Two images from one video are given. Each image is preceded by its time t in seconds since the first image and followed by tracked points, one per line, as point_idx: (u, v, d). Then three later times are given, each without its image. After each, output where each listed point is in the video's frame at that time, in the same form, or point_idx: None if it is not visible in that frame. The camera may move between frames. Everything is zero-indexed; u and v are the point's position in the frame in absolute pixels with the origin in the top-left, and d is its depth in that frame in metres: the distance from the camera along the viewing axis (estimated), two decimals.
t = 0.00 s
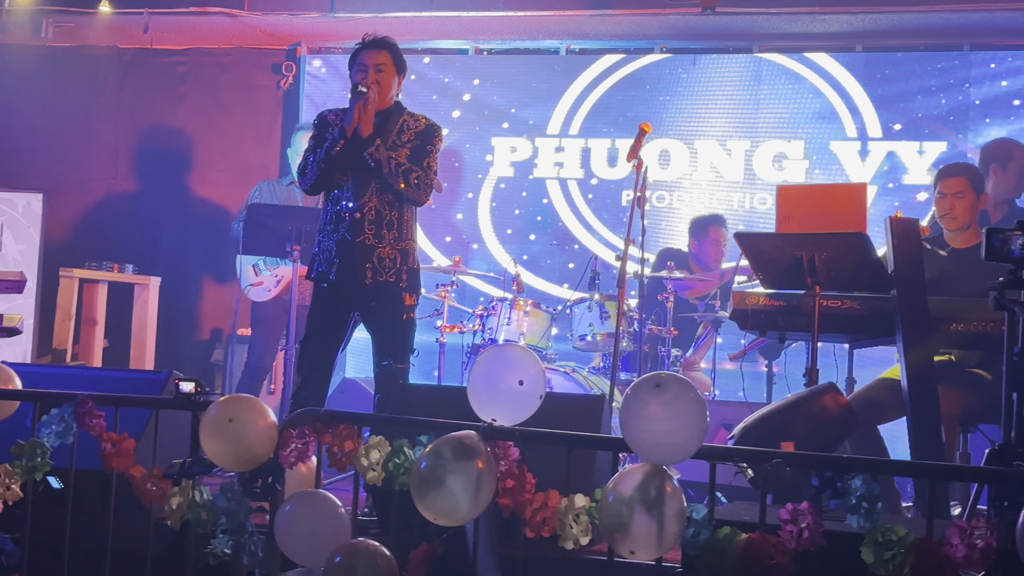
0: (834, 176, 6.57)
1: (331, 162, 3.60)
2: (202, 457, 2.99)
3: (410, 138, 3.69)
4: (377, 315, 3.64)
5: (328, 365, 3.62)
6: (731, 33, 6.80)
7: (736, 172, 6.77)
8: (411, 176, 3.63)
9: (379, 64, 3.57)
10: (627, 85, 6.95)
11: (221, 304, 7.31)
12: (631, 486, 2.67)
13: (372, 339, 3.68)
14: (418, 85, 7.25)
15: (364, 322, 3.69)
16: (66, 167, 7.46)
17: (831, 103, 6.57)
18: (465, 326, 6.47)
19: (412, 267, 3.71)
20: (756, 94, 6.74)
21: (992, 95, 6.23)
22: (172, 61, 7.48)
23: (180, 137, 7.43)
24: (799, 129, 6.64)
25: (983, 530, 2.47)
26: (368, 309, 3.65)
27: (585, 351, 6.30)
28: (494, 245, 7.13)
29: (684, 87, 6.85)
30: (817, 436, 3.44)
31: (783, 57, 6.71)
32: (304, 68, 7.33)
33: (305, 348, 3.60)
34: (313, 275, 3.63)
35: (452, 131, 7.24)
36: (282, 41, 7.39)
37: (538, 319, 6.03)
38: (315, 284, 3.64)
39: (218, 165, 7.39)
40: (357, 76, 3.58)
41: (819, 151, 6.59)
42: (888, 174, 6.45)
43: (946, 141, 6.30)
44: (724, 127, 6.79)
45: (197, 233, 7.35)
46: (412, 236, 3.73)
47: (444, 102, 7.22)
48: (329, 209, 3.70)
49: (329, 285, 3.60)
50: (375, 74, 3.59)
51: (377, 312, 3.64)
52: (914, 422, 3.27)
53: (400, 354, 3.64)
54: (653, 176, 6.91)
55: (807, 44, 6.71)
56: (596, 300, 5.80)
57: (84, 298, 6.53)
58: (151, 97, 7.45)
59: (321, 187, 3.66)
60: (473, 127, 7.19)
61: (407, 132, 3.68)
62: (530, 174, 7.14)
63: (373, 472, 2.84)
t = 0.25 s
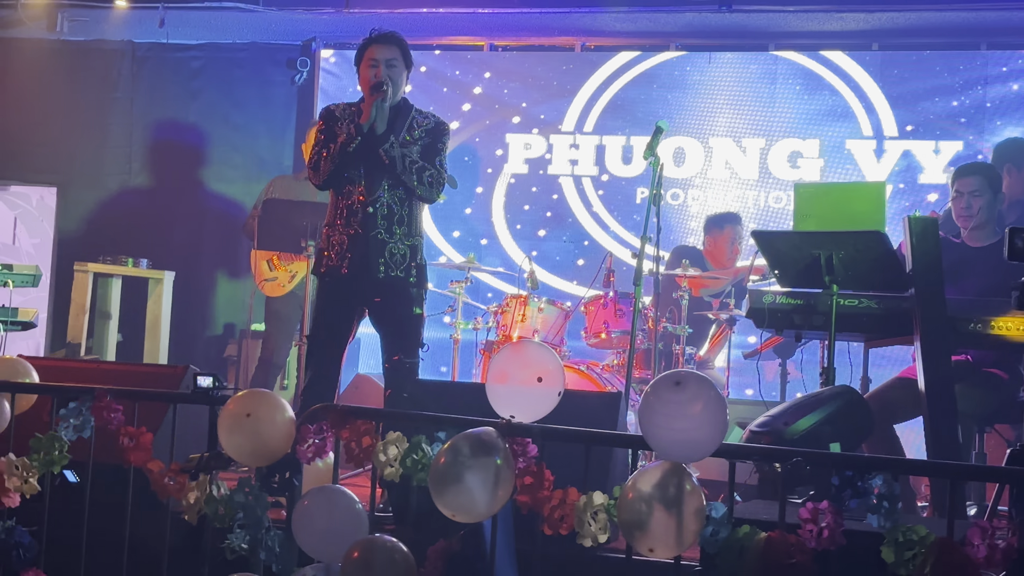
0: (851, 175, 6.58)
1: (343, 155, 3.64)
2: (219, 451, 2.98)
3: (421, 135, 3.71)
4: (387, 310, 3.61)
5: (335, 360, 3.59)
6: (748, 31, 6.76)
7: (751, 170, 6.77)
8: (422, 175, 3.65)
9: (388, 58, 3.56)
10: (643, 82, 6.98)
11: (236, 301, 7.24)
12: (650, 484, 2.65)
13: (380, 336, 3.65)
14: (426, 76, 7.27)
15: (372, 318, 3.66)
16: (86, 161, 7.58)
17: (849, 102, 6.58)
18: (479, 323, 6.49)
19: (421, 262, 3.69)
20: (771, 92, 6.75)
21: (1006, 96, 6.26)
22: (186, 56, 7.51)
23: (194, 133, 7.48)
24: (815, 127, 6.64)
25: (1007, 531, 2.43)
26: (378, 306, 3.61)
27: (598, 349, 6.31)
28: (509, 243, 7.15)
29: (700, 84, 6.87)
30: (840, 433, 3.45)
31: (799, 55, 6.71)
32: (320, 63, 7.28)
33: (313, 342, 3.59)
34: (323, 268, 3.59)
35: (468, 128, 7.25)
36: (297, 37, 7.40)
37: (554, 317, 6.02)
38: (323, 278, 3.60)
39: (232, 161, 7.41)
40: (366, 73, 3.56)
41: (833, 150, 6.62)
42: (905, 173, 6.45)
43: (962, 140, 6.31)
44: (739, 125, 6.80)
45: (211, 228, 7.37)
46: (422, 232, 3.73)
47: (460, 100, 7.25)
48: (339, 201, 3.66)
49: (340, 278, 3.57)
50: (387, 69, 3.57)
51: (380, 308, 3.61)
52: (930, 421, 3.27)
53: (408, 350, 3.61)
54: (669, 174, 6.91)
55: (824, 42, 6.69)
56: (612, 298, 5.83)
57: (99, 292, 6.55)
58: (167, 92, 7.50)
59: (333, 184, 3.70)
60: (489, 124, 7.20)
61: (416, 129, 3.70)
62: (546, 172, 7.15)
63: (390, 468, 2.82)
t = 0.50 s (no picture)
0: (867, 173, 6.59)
1: (348, 153, 3.57)
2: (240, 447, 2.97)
3: (427, 132, 3.70)
4: (393, 307, 3.59)
5: (342, 359, 3.56)
6: (764, 29, 6.84)
7: (767, 169, 6.78)
8: (427, 171, 3.64)
9: (392, 57, 3.54)
10: (660, 81, 7.02)
11: (251, 295, 7.36)
12: (671, 482, 2.64)
13: (387, 334, 3.64)
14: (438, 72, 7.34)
15: (380, 317, 3.63)
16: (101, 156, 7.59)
17: (868, 102, 6.62)
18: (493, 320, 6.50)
19: (426, 259, 3.68)
20: (786, 90, 6.80)
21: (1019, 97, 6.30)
22: (202, 52, 7.57)
23: (210, 128, 7.51)
24: (832, 125, 6.65)
25: None
26: (387, 304, 3.58)
27: (614, 346, 6.30)
28: (523, 240, 7.14)
29: (717, 83, 6.91)
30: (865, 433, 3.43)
31: (816, 53, 6.77)
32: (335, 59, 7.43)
33: (320, 339, 3.57)
34: (329, 264, 3.58)
35: (485, 126, 7.25)
36: (313, 33, 7.47)
37: (570, 314, 6.01)
38: (330, 271, 3.58)
39: (248, 156, 7.45)
40: (370, 72, 3.55)
41: (848, 148, 6.64)
42: (922, 172, 6.46)
43: (979, 139, 6.34)
44: (754, 123, 6.83)
45: (225, 223, 7.40)
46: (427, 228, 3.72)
47: (476, 97, 7.27)
48: (344, 198, 3.65)
49: (349, 274, 3.54)
50: (390, 67, 3.54)
51: (384, 304, 3.58)
52: (949, 422, 3.24)
53: (413, 346, 3.61)
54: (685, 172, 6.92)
55: (838, 40, 6.76)
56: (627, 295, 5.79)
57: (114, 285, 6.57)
58: (182, 88, 7.53)
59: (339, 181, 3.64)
60: (511, 121, 7.22)
61: (422, 125, 3.70)
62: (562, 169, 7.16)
63: (411, 465, 2.81)
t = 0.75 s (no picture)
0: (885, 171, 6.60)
1: (355, 148, 3.56)
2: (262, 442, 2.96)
3: (433, 128, 3.68)
4: (399, 303, 3.57)
5: (350, 354, 3.58)
6: (781, 26, 6.85)
7: (785, 166, 6.81)
8: (432, 165, 3.61)
9: (399, 51, 3.56)
10: (679, 78, 7.02)
11: (267, 290, 7.41)
12: (694, 480, 2.62)
13: (394, 331, 3.62)
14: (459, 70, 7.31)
15: (385, 311, 3.62)
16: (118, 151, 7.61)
17: (885, 100, 6.62)
18: (510, 316, 6.51)
19: (432, 255, 3.66)
20: (804, 87, 6.80)
21: None
22: (219, 48, 7.58)
23: (226, 124, 7.53)
24: (849, 122, 6.68)
25: None
26: (388, 298, 3.57)
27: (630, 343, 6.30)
28: (538, 235, 7.15)
29: (736, 81, 6.92)
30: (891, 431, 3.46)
31: (834, 51, 6.77)
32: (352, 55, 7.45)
33: (330, 334, 3.57)
34: (335, 260, 3.58)
35: (500, 123, 7.26)
36: (330, 29, 7.49)
37: (587, 311, 6.03)
38: (336, 270, 3.58)
39: (265, 152, 7.48)
40: (377, 67, 3.56)
41: (867, 145, 6.63)
42: (942, 169, 6.44)
43: (999, 138, 6.32)
44: (772, 120, 6.85)
45: (241, 219, 7.43)
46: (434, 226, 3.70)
47: (491, 92, 7.28)
48: (352, 194, 3.64)
49: (354, 271, 3.54)
50: (397, 62, 3.56)
51: (391, 301, 3.57)
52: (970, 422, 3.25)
53: (423, 342, 3.59)
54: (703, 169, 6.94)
55: (856, 37, 6.76)
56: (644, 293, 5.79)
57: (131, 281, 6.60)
58: (199, 83, 7.55)
59: (346, 178, 3.61)
60: (527, 118, 7.22)
61: (428, 121, 3.67)
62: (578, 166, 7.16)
63: (433, 462, 2.80)
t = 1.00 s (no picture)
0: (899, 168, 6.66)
1: (361, 147, 3.56)
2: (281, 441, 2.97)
3: (437, 128, 3.65)
4: (404, 301, 3.57)
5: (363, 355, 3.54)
6: (795, 24, 6.89)
7: (798, 164, 6.89)
8: (438, 170, 3.58)
9: (409, 52, 3.55)
10: (694, 76, 7.07)
11: (281, 286, 7.38)
12: (712, 479, 2.57)
13: (398, 329, 3.62)
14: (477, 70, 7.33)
15: (390, 307, 3.62)
16: (132, 148, 7.64)
17: (900, 99, 6.69)
18: (524, 314, 6.54)
19: (435, 255, 3.64)
20: (818, 86, 6.87)
21: None
22: (233, 45, 7.59)
23: (240, 121, 7.55)
24: (863, 121, 6.75)
25: None
26: (392, 295, 3.58)
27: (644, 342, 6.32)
28: (551, 231, 7.18)
29: (752, 79, 6.98)
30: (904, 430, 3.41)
31: (849, 48, 6.81)
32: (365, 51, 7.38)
33: (335, 326, 3.54)
34: (338, 257, 3.56)
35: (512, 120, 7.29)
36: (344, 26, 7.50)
37: (600, 309, 6.06)
38: (338, 266, 3.57)
39: (277, 149, 7.48)
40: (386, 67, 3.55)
41: (880, 144, 6.71)
42: (955, 168, 6.53)
43: (1013, 137, 6.40)
44: (786, 118, 6.93)
45: (254, 216, 7.46)
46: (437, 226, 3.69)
47: (503, 89, 7.30)
48: (356, 192, 3.65)
49: (358, 268, 3.52)
50: (406, 62, 3.54)
51: (398, 298, 3.57)
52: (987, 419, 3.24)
53: (430, 338, 3.58)
54: (717, 167, 7.02)
55: (870, 36, 6.77)
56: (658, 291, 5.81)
57: (146, 278, 6.65)
58: (213, 81, 7.58)
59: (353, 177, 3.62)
60: (537, 115, 7.25)
61: (434, 122, 3.65)
62: (591, 163, 7.19)
63: (450, 460, 2.81)
